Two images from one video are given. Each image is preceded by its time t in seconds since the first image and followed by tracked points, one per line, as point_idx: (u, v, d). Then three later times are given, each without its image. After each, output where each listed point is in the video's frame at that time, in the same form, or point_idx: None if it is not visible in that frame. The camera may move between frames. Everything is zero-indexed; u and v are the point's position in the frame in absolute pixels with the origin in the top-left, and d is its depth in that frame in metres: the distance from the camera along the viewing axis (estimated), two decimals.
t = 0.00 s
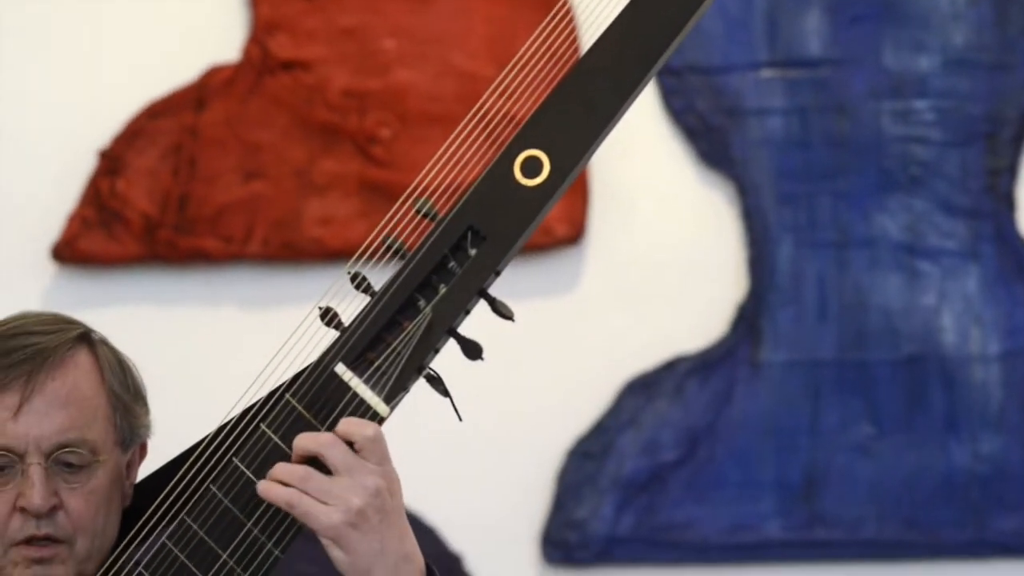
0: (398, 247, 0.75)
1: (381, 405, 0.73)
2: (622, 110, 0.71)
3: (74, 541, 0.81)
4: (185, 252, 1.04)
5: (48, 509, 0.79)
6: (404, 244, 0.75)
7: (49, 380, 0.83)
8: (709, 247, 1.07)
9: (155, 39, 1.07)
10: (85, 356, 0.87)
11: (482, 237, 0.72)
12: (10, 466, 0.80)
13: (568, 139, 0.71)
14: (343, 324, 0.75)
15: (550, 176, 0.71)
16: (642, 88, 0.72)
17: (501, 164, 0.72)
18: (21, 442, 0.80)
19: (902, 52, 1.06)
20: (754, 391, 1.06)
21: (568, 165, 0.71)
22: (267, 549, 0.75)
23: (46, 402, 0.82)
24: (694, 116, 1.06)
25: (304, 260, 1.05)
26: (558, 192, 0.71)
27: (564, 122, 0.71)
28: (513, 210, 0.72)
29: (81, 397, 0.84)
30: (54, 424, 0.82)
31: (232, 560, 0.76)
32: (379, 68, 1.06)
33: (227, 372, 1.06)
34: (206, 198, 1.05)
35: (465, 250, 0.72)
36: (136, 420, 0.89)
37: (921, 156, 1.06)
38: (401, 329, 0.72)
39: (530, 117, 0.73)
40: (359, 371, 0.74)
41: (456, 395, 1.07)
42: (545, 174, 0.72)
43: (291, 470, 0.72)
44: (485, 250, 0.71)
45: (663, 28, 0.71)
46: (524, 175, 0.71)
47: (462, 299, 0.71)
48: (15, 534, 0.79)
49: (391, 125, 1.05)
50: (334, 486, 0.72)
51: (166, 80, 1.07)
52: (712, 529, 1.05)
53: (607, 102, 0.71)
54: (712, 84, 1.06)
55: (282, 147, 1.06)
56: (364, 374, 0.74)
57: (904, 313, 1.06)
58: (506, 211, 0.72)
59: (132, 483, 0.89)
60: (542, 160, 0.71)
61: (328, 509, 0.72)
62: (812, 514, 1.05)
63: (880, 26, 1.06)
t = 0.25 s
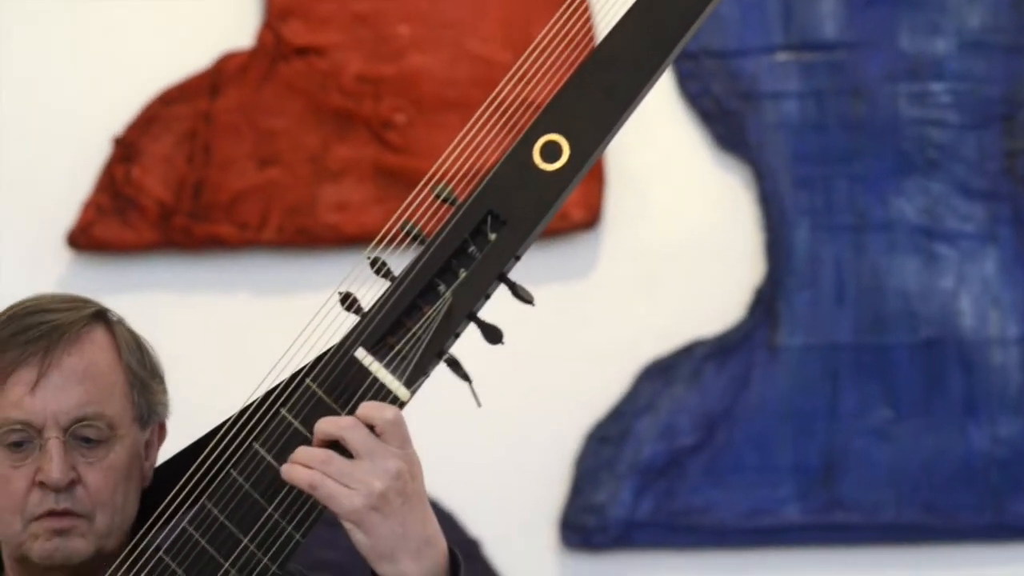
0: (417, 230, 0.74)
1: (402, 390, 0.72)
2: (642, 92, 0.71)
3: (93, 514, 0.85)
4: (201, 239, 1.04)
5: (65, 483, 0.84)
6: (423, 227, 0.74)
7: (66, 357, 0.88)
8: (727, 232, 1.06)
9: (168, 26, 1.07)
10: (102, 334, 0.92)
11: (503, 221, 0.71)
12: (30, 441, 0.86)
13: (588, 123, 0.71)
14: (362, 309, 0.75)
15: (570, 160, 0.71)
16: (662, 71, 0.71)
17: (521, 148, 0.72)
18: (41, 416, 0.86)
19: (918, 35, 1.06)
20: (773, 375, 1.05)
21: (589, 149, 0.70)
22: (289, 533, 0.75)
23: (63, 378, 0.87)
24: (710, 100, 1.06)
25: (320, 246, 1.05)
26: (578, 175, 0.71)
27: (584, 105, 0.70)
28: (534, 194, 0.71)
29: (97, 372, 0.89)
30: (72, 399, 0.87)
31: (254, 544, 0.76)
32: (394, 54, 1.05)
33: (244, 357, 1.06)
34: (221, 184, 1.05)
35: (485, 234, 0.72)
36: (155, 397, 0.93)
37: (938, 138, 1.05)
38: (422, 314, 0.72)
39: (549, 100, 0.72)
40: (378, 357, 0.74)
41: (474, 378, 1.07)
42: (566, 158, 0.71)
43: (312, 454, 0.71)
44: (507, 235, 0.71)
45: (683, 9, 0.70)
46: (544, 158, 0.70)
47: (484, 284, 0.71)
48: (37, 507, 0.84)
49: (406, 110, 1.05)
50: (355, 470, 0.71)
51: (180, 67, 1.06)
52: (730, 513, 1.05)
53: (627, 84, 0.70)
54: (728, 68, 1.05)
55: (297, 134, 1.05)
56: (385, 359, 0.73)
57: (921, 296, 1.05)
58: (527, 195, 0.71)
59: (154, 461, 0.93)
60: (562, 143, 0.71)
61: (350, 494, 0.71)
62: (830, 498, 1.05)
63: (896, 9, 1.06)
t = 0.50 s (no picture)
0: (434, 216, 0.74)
1: (418, 374, 0.72)
2: (655, 75, 0.70)
3: (111, 486, 0.86)
4: (221, 227, 1.05)
5: (83, 455, 0.85)
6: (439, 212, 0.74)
7: (82, 332, 0.90)
8: (745, 219, 1.06)
9: (185, 15, 1.07)
10: (117, 311, 0.94)
11: (517, 205, 0.71)
12: (48, 416, 0.87)
13: (601, 106, 0.70)
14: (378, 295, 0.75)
15: (584, 143, 0.71)
16: (676, 53, 0.70)
17: (535, 132, 0.72)
18: (58, 390, 0.88)
19: (935, 20, 1.06)
20: (791, 360, 1.05)
21: (601, 132, 0.70)
22: (307, 518, 0.75)
23: (79, 353, 0.89)
24: (726, 85, 1.06)
25: (337, 234, 1.05)
26: (593, 159, 0.70)
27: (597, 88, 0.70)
28: (548, 178, 0.71)
29: (113, 345, 0.90)
30: (88, 373, 0.88)
31: (272, 529, 0.76)
32: (411, 42, 1.06)
33: (263, 344, 1.06)
34: (240, 172, 1.05)
35: (500, 218, 0.72)
36: (170, 372, 0.95)
37: (954, 123, 1.05)
38: (437, 298, 0.72)
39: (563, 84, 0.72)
40: (395, 341, 0.74)
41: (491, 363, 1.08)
42: (580, 141, 0.71)
43: (330, 439, 0.71)
44: (521, 218, 0.71)
45: None
46: (557, 142, 0.70)
47: (498, 268, 0.71)
48: (56, 479, 0.85)
49: (424, 98, 1.05)
50: (373, 455, 0.71)
51: (198, 55, 1.07)
52: (748, 498, 1.05)
53: (640, 67, 0.70)
54: (745, 54, 1.06)
55: (314, 122, 1.05)
56: (401, 343, 0.73)
57: (939, 281, 1.05)
58: (540, 178, 0.71)
59: (172, 437, 0.94)
60: (576, 126, 0.71)
61: (368, 478, 0.71)
62: (849, 483, 1.05)
63: None
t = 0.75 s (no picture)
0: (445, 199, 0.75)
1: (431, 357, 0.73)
2: (667, 57, 0.70)
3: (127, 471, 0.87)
4: (238, 214, 1.05)
5: (99, 441, 0.85)
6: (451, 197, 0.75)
7: (97, 317, 0.90)
8: (759, 206, 1.07)
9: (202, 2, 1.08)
10: (133, 295, 0.93)
11: (530, 187, 0.72)
12: (63, 402, 0.87)
13: (613, 88, 0.71)
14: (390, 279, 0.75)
15: (597, 125, 0.71)
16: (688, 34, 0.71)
17: (547, 114, 0.72)
18: (73, 375, 0.87)
19: (952, 6, 1.06)
20: (807, 345, 1.06)
21: (614, 113, 0.70)
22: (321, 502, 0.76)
23: (94, 338, 0.89)
24: (743, 72, 1.06)
25: (354, 220, 1.05)
26: (605, 141, 0.71)
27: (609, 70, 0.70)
28: (560, 161, 0.72)
29: (128, 331, 0.90)
30: (103, 358, 0.88)
31: (286, 513, 0.77)
32: (428, 29, 1.06)
33: (278, 330, 1.06)
34: (258, 159, 1.06)
35: (513, 201, 0.72)
36: (186, 357, 0.94)
37: (971, 109, 1.05)
38: (451, 281, 0.73)
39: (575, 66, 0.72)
40: (408, 324, 0.74)
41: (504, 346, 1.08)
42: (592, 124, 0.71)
43: (343, 423, 0.72)
44: (534, 201, 0.71)
45: None
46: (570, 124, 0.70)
47: (511, 250, 0.71)
48: (71, 465, 0.85)
49: (441, 84, 1.05)
50: (386, 438, 0.71)
51: (215, 43, 1.07)
52: (764, 483, 1.05)
53: (653, 49, 0.70)
54: (761, 40, 1.06)
55: (331, 109, 1.06)
56: (414, 327, 0.74)
57: (955, 266, 1.05)
58: (553, 161, 0.71)
59: (188, 422, 0.94)
60: (588, 109, 0.71)
61: (381, 461, 0.71)
62: (864, 468, 1.05)
63: None
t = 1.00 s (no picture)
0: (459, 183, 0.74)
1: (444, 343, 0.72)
2: (682, 41, 0.69)
3: (140, 466, 0.85)
4: (250, 197, 1.05)
5: (113, 435, 0.84)
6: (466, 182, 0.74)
7: (114, 309, 0.88)
8: (775, 192, 1.07)
9: None
10: (150, 286, 0.92)
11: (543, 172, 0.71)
12: (78, 393, 0.86)
13: (627, 73, 0.69)
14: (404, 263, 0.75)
15: (611, 110, 0.70)
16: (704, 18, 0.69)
17: (561, 99, 0.70)
18: (88, 368, 0.86)
19: None
20: (820, 330, 1.05)
21: (628, 97, 0.69)
22: (333, 488, 0.75)
23: (111, 330, 0.87)
24: (757, 57, 1.06)
25: (366, 204, 1.05)
26: (619, 126, 0.70)
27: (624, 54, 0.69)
28: (574, 146, 0.71)
29: (145, 323, 0.88)
30: (120, 351, 0.87)
31: (298, 499, 0.76)
32: (441, 13, 1.05)
33: (292, 315, 1.06)
34: (271, 143, 1.06)
35: (526, 186, 0.71)
36: (203, 349, 0.92)
37: (984, 95, 1.05)
38: (463, 267, 0.72)
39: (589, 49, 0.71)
40: (421, 309, 0.73)
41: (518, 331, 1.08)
42: (606, 109, 0.70)
43: (363, 413, 0.71)
44: (547, 186, 0.70)
45: None
46: (584, 109, 0.69)
47: (524, 235, 0.70)
48: (85, 458, 0.84)
49: (454, 68, 1.05)
50: (406, 429, 0.71)
51: (227, 26, 1.07)
52: (777, 469, 1.04)
53: (668, 33, 0.69)
54: (775, 25, 1.06)
55: (344, 93, 1.06)
56: (426, 312, 0.73)
57: (969, 252, 1.05)
58: (566, 146, 0.70)
59: (203, 413, 0.92)
60: (602, 93, 0.69)
61: (401, 453, 0.71)
62: (878, 454, 1.04)
63: None
